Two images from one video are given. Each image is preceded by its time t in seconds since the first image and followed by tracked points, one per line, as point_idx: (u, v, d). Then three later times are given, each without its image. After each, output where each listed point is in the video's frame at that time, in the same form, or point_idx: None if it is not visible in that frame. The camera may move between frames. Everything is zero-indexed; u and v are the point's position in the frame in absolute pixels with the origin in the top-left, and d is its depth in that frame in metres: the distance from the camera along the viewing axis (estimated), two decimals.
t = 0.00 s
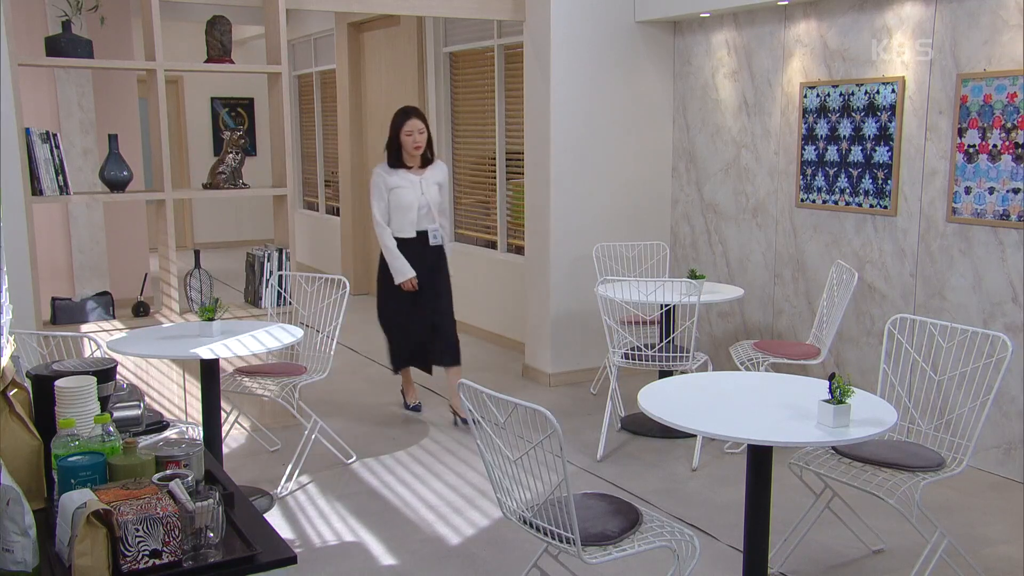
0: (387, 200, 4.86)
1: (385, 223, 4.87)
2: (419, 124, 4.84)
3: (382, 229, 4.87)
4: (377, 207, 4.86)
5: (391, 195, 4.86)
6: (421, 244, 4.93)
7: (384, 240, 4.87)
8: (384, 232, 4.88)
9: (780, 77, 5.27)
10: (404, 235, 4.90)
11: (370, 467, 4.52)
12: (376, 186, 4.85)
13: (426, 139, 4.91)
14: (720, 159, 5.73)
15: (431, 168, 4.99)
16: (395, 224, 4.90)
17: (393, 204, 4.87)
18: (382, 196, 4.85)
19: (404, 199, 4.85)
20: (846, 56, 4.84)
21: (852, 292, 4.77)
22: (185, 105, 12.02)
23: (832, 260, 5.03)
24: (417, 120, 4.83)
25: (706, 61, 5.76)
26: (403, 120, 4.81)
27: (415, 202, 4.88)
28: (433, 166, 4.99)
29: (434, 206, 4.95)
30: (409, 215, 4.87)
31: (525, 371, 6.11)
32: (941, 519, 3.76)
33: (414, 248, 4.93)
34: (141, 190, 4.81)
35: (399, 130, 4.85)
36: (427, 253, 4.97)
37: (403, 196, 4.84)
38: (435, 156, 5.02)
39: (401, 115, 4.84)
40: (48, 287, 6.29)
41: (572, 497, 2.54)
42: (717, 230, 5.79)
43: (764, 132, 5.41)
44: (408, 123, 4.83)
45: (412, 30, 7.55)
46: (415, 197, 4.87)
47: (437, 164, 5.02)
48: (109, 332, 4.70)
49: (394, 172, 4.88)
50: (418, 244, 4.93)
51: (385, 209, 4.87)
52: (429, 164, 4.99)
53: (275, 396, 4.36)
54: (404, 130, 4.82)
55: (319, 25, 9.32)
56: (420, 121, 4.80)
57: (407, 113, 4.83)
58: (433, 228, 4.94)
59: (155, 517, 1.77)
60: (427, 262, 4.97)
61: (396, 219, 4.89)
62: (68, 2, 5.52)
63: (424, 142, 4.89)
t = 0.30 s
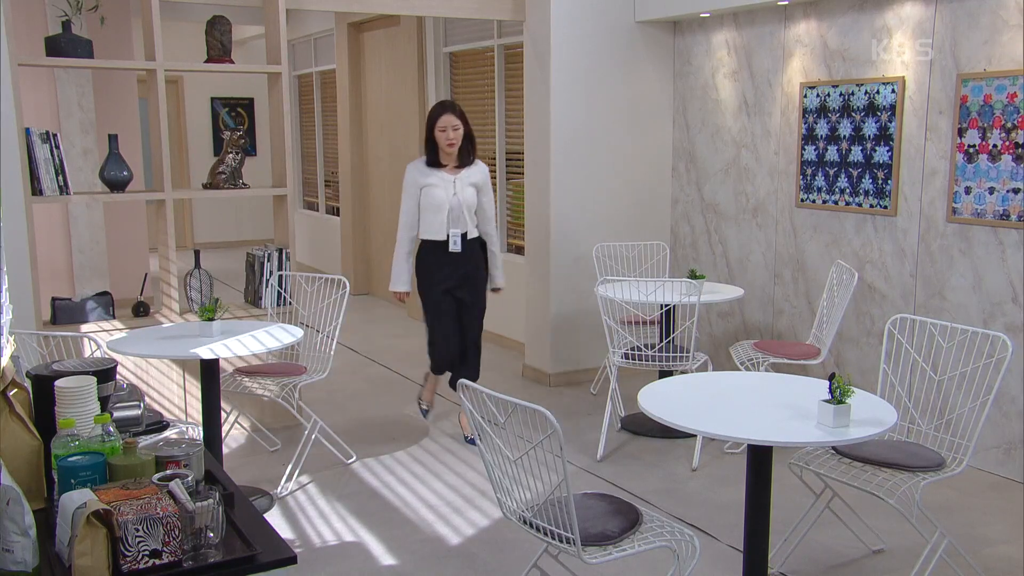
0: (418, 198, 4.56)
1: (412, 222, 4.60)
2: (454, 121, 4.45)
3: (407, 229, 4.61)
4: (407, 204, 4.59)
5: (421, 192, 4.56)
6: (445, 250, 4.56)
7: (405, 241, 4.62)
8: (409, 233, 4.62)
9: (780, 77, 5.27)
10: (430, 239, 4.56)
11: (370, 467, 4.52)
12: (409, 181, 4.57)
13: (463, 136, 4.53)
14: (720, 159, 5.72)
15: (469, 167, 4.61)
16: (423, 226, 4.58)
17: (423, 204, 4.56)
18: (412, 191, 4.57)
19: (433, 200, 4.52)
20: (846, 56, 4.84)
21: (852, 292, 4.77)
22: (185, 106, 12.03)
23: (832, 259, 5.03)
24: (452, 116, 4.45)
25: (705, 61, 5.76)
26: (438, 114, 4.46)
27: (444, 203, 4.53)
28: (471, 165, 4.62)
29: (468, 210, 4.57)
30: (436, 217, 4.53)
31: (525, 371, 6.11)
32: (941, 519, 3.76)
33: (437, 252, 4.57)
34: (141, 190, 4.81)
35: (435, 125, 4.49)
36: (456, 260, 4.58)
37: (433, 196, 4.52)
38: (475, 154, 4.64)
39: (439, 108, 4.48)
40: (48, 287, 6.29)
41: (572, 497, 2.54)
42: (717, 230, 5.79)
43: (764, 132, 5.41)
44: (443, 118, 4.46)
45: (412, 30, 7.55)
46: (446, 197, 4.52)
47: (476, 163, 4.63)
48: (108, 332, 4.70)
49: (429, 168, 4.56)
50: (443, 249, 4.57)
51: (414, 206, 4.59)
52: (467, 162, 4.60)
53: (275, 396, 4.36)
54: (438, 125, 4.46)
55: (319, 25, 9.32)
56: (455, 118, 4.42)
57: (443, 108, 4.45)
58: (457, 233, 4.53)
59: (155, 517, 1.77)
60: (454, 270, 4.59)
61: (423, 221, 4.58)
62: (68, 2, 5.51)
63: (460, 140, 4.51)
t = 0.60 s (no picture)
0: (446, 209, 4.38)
1: (439, 233, 4.41)
2: (484, 126, 4.29)
3: (434, 243, 4.42)
4: (433, 215, 4.41)
5: (450, 203, 4.38)
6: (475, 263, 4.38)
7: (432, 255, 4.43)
8: (435, 245, 4.43)
9: (780, 77, 5.27)
10: (461, 253, 4.38)
11: (370, 467, 4.52)
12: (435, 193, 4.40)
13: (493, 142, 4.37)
14: (720, 159, 5.72)
15: (500, 175, 4.47)
16: (451, 238, 4.39)
17: (452, 215, 4.38)
18: (439, 203, 4.39)
19: (463, 211, 4.35)
20: (846, 56, 4.84)
21: (852, 292, 4.76)
22: (185, 106, 12.03)
23: (832, 259, 5.03)
24: (483, 121, 4.28)
25: (705, 61, 5.76)
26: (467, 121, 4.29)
27: (475, 215, 4.35)
28: (502, 174, 4.48)
29: (500, 221, 4.40)
30: (467, 230, 4.36)
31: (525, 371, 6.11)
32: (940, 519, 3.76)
33: (469, 267, 4.40)
34: (141, 190, 4.80)
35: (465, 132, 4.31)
36: (486, 274, 4.41)
37: (464, 207, 4.35)
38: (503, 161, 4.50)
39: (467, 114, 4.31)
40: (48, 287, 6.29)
41: (572, 497, 2.54)
42: (717, 230, 5.79)
43: (764, 132, 5.41)
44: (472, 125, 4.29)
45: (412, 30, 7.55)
46: (478, 208, 4.36)
47: (507, 172, 4.50)
48: (108, 332, 4.69)
49: (458, 178, 4.39)
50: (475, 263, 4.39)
51: (442, 218, 4.40)
52: (497, 171, 4.47)
53: (275, 396, 4.36)
54: (467, 131, 4.30)
55: (319, 24, 9.32)
56: (486, 124, 4.25)
57: (472, 113, 4.29)
58: (491, 246, 4.37)
59: (155, 517, 1.77)
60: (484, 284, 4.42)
61: (451, 233, 4.39)
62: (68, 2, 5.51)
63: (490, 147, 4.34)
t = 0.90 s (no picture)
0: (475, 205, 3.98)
1: (467, 229, 4.00)
2: (516, 118, 3.87)
3: (462, 240, 4.01)
4: (461, 209, 3.98)
5: (478, 196, 3.98)
6: (505, 260, 4.04)
7: (461, 252, 4.02)
8: (462, 242, 4.02)
9: (780, 77, 5.27)
10: (490, 249, 4.01)
11: (370, 467, 4.52)
12: (462, 184, 3.97)
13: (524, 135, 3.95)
14: (720, 160, 5.72)
15: (529, 169, 4.08)
16: (479, 233, 4.01)
17: (480, 209, 3.99)
18: (467, 196, 3.97)
19: (494, 206, 3.96)
20: (846, 56, 4.84)
21: (852, 292, 4.75)
22: (185, 106, 12.03)
23: (832, 259, 5.03)
24: (515, 114, 3.86)
25: (705, 61, 5.76)
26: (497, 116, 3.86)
27: (506, 210, 3.98)
28: (531, 168, 4.09)
29: (530, 214, 4.05)
30: (496, 224, 3.99)
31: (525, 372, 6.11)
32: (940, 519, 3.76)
33: (499, 263, 4.04)
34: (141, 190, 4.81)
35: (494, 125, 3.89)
36: (515, 269, 4.07)
37: (495, 201, 3.96)
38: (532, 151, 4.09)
39: (497, 105, 3.88)
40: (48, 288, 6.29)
41: (572, 497, 2.53)
42: (717, 230, 5.79)
43: (764, 132, 5.41)
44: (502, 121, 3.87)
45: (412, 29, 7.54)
46: (509, 202, 3.98)
47: (536, 165, 4.10)
48: (108, 332, 4.69)
49: (485, 169, 3.97)
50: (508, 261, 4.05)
51: (470, 212, 3.98)
52: (527, 163, 4.06)
53: (275, 396, 4.36)
54: (498, 123, 3.87)
55: (319, 25, 9.32)
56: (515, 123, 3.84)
57: (505, 104, 3.86)
58: (523, 242, 4.03)
59: (155, 517, 1.77)
60: (514, 283, 4.08)
61: (479, 228, 4.00)
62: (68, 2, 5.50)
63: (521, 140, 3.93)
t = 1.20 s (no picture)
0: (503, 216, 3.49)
1: (497, 244, 3.49)
2: (549, 121, 3.44)
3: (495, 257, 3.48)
4: (489, 223, 3.49)
5: (507, 207, 3.49)
6: (538, 278, 3.52)
7: (496, 270, 3.49)
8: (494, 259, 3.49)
9: (780, 77, 5.27)
10: (525, 266, 3.50)
11: (370, 467, 4.52)
12: (489, 195, 3.49)
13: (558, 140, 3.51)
14: (720, 160, 5.72)
15: (562, 176, 3.59)
16: (511, 248, 3.51)
17: (510, 221, 3.49)
18: (495, 207, 3.48)
19: (524, 217, 3.46)
20: (846, 56, 4.84)
21: (852, 291, 4.71)
22: (185, 106, 12.03)
23: (832, 259, 5.03)
24: (547, 115, 3.43)
25: (705, 61, 5.76)
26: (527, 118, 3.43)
27: (537, 220, 3.47)
28: (565, 175, 3.60)
29: (564, 226, 3.53)
30: (528, 237, 3.48)
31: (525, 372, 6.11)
32: (940, 519, 3.76)
33: (534, 281, 3.52)
34: (141, 190, 4.80)
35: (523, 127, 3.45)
36: (551, 287, 3.54)
37: (525, 210, 3.46)
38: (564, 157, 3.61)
39: (527, 106, 3.45)
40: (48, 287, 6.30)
41: (572, 497, 2.53)
42: (717, 230, 5.79)
43: (764, 132, 5.41)
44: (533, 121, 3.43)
45: (412, 29, 7.53)
46: (540, 211, 3.48)
47: (569, 171, 3.62)
48: (108, 332, 4.69)
49: (514, 177, 3.50)
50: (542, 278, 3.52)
51: (500, 225, 3.49)
52: (559, 170, 3.58)
53: (275, 396, 4.36)
54: (529, 127, 3.44)
55: (319, 25, 9.32)
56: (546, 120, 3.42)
57: (534, 105, 3.43)
58: (554, 256, 3.51)
59: (155, 517, 1.77)
60: (550, 302, 3.54)
61: (511, 243, 3.50)
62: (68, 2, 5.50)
63: (554, 146, 3.49)
